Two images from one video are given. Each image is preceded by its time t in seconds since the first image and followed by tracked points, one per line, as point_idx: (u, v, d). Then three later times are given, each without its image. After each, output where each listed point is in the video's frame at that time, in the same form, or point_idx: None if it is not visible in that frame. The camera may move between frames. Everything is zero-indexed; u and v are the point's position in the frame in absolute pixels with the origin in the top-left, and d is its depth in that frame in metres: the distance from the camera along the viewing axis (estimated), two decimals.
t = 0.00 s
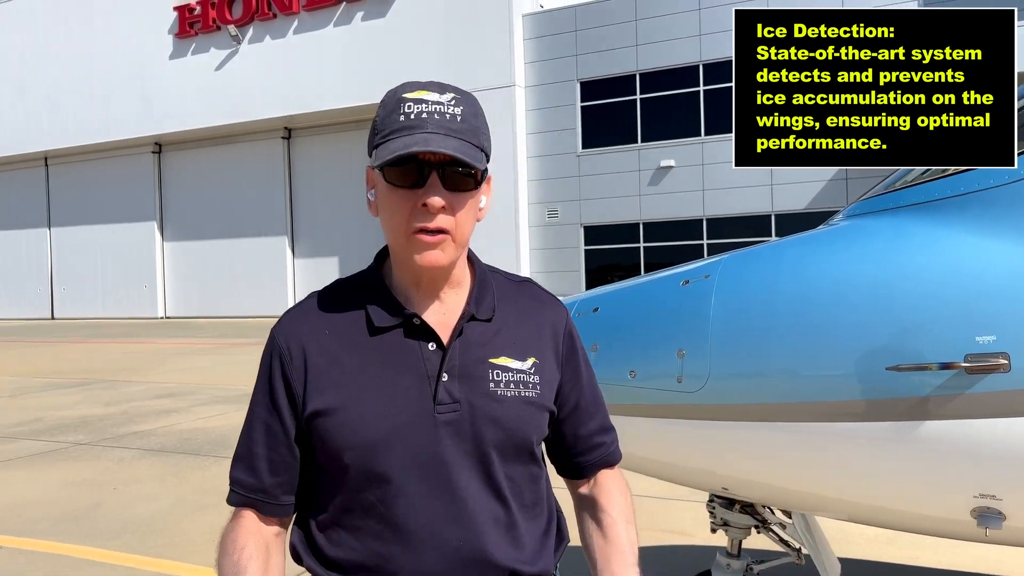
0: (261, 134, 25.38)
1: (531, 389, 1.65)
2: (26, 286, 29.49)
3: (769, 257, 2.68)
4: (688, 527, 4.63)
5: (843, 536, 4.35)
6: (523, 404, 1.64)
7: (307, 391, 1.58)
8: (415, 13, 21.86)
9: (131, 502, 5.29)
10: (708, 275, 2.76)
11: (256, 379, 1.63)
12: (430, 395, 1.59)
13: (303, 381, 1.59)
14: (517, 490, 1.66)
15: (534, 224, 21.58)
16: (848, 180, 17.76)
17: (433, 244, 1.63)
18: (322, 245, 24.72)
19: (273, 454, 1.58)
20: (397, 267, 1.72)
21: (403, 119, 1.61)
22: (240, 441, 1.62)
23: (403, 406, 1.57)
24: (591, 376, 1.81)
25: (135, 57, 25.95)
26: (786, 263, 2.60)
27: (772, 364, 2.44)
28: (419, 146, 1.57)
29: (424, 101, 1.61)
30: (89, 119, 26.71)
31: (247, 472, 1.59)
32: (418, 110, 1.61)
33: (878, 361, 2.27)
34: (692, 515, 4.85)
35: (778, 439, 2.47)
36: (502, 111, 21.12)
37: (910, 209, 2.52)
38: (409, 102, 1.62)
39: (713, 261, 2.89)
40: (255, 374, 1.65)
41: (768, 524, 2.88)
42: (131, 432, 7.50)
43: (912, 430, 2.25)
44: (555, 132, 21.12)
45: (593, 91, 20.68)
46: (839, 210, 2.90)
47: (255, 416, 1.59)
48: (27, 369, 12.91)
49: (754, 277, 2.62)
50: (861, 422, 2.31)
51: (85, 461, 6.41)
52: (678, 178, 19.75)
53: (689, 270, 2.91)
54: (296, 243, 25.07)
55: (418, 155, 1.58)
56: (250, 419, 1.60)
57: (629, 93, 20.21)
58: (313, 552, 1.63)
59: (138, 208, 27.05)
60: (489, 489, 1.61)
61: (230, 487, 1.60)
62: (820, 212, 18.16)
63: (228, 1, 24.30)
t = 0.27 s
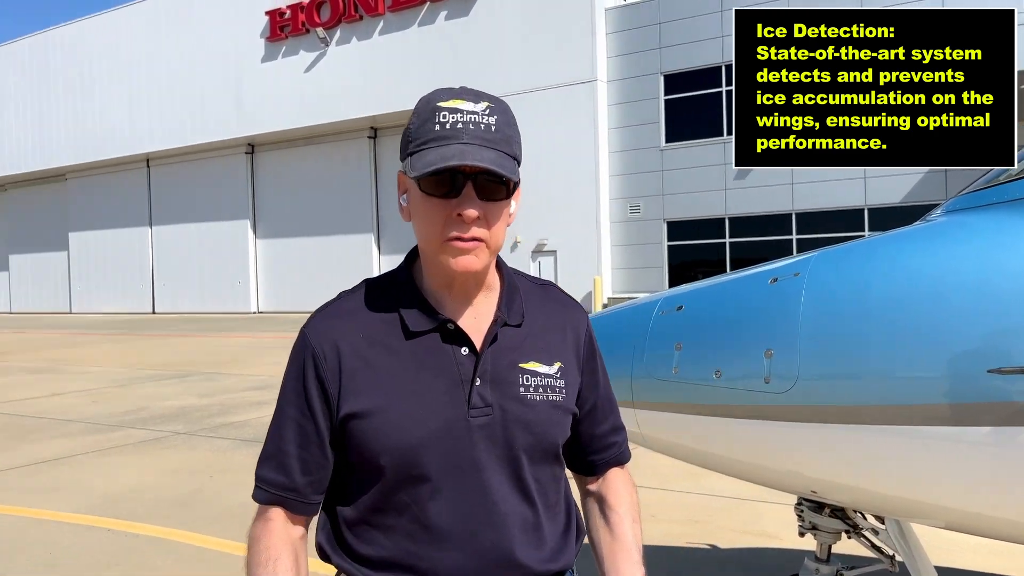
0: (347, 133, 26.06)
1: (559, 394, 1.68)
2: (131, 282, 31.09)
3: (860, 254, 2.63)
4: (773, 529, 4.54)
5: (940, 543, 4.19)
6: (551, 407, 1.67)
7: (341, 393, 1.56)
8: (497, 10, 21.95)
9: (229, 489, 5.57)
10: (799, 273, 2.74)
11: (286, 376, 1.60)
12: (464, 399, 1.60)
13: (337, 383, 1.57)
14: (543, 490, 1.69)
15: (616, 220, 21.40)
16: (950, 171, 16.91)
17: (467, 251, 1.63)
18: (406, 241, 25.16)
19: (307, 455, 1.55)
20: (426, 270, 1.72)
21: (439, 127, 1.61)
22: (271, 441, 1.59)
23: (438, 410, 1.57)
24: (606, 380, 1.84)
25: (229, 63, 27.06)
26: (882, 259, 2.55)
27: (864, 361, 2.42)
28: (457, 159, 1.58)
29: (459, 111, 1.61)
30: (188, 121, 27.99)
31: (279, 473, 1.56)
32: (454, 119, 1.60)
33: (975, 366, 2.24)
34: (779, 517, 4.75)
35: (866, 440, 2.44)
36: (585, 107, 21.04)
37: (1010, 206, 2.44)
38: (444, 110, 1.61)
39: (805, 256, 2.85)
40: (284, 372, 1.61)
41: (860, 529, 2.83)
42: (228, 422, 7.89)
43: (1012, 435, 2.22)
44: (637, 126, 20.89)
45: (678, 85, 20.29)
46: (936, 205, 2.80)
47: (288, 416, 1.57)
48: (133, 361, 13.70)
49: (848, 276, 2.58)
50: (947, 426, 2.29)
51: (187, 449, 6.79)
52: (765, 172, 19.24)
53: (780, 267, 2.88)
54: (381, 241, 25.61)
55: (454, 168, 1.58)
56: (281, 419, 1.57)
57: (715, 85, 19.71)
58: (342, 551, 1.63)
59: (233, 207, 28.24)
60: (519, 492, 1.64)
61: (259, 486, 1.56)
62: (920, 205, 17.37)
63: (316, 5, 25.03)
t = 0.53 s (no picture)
0: (420, 127, 26.42)
1: (606, 382, 1.71)
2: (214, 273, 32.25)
3: (946, 247, 2.52)
4: (853, 528, 4.38)
5: None
6: (600, 396, 1.69)
7: (398, 390, 1.56)
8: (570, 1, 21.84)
9: (307, 476, 5.75)
10: (882, 266, 2.63)
11: (340, 377, 1.59)
12: (520, 391, 1.60)
13: (394, 381, 1.56)
14: (596, 478, 1.72)
15: (690, 211, 21.04)
16: None
17: (526, 246, 1.62)
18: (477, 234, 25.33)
19: (368, 453, 1.55)
20: (477, 266, 1.71)
21: (495, 126, 1.59)
22: (330, 442, 1.58)
23: (493, 403, 1.58)
24: (645, 368, 1.87)
25: (307, 61, 27.77)
26: (965, 250, 2.46)
27: (950, 363, 2.32)
28: (518, 158, 1.57)
29: (514, 108, 1.60)
30: (268, 117, 28.84)
31: (346, 473, 1.56)
32: (510, 117, 1.59)
33: None
34: (859, 516, 4.59)
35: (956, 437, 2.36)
36: (658, 97, 20.72)
37: None
38: (499, 109, 1.60)
39: (889, 249, 2.74)
40: (338, 372, 1.60)
41: (948, 532, 2.72)
42: (305, 410, 8.12)
43: None
44: (712, 115, 20.47)
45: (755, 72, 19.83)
46: None
47: (347, 416, 1.56)
48: (217, 350, 14.25)
49: (935, 271, 2.47)
50: None
51: (267, 436, 7.03)
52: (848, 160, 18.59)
53: (860, 260, 2.78)
54: (454, 233, 25.88)
55: (515, 166, 1.57)
56: (340, 419, 1.57)
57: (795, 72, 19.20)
58: (402, 544, 1.64)
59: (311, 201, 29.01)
60: (574, 480, 1.66)
61: (325, 490, 1.55)
62: (1015, 194, 16.51)
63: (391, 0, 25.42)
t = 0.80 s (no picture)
0: (458, 117, 26.54)
1: (630, 374, 1.72)
2: (255, 263, 32.72)
3: (994, 240, 2.47)
4: (894, 523, 4.31)
5: None
6: (624, 387, 1.71)
7: (429, 387, 1.56)
8: None
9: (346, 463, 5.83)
10: (927, 258, 2.58)
11: (371, 375, 1.59)
12: (548, 384, 1.61)
13: (425, 378, 1.56)
14: (622, 468, 1.74)
15: (729, 200, 20.84)
16: None
17: (558, 249, 1.62)
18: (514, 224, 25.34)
19: (401, 451, 1.55)
20: (505, 267, 1.71)
21: (524, 131, 1.59)
22: (363, 439, 1.58)
23: (523, 397, 1.59)
24: (662, 361, 1.90)
25: (345, 52, 28.05)
26: (1000, 246, 2.45)
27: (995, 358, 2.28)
28: (552, 163, 1.57)
29: (542, 114, 1.61)
30: (307, 109, 29.19)
31: (380, 470, 1.56)
32: (538, 123, 1.60)
33: None
34: (902, 511, 4.50)
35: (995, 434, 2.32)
36: (697, 85, 20.49)
37: None
38: (526, 114, 1.60)
39: (932, 241, 2.68)
40: (368, 369, 1.61)
41: (992, 527, 2.65)
42: (343, 399, 8.25)
43: None
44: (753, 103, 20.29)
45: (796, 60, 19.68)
46: None
47: (379, 413, 1.57)
48: (257, 339, 14.50)
49: (982, 264, 2.42)
50: None
51: (307, 424, 7.14)
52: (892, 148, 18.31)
53: (902, 252, 2.73)
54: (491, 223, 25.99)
55: (549, 171, 1.57)
56: (371, 416, 1.57)
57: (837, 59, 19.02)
58: (434, 538, 1.65)
59: (349, 192, 29.33)
60: (602, 469, 1.67)
61: (360, 487, 1.55)
62: None
63: None
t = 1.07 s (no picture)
0: (473, 109, 26.49)
1: (642, 363, 1.72)
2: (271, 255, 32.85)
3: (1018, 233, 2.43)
4: (914, 517, 4.28)
5: None
6: (637, 376, 1.70)
7: (444, 377, 1.56)
8: None
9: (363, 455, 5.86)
10: (949, 250, 2.54)
11: (386, 367, 1.60)
12: (561, 374, 1.61)
13: (439, 369, 1.56)
14: (636, 458, 1.73)
15: (746, 192, 20.72)
16: None
17: (576, 236, 1.62)
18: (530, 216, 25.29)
19: (418, 442, 1.55)
20: (519, 258, 1.70)
21: (536, 122, 1.59)
22: (379, 430, 1.58)
23: (537, 386, 1.58)
24: (674, 353, 1.89)
25: (361, 45, 28.06)
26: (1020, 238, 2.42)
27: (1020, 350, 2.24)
28: (569, 151, 1.56)
29: (552, 104, 1.60)
30: (323, 102, 29.24)
31: (398, 461, 1.56)
32: (550, 112, 1.59)
33: None
34: (921, 505, 4.46)
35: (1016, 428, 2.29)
36: (715, 76, 20.34)
37: None
38: (537, 105, 1.59)
39: (953, 234, 2.64)
40: (383, 362, 1.61)
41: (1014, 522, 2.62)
42: (360, 390, 8.30)
43: None
44: (772, 94, 20.14)
45: (815, 50, 19.52)
46: None
47: (394, 405, 1.57)
48: (275, 331, 14.59)
49: (1005, 259, 2.39)
50: None
51: (324, 415, 7.19)
52: (912, 139, 18.09)
53: (923, 245, 2.69)
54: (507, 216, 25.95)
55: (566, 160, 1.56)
56: (388, 408, 1.57)
57: (857, 49, 18.84)
58: (452, 530, 1.65)
59: (365, 184, 29.38)
60: (616, 457, 1.66)
61: (378, 478, 1.55)
62: None
63: None
